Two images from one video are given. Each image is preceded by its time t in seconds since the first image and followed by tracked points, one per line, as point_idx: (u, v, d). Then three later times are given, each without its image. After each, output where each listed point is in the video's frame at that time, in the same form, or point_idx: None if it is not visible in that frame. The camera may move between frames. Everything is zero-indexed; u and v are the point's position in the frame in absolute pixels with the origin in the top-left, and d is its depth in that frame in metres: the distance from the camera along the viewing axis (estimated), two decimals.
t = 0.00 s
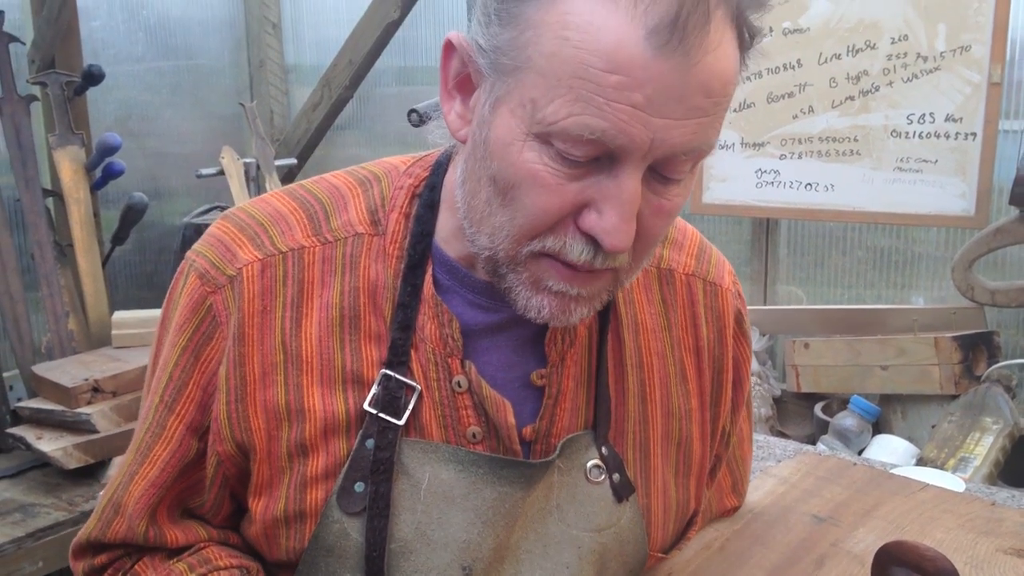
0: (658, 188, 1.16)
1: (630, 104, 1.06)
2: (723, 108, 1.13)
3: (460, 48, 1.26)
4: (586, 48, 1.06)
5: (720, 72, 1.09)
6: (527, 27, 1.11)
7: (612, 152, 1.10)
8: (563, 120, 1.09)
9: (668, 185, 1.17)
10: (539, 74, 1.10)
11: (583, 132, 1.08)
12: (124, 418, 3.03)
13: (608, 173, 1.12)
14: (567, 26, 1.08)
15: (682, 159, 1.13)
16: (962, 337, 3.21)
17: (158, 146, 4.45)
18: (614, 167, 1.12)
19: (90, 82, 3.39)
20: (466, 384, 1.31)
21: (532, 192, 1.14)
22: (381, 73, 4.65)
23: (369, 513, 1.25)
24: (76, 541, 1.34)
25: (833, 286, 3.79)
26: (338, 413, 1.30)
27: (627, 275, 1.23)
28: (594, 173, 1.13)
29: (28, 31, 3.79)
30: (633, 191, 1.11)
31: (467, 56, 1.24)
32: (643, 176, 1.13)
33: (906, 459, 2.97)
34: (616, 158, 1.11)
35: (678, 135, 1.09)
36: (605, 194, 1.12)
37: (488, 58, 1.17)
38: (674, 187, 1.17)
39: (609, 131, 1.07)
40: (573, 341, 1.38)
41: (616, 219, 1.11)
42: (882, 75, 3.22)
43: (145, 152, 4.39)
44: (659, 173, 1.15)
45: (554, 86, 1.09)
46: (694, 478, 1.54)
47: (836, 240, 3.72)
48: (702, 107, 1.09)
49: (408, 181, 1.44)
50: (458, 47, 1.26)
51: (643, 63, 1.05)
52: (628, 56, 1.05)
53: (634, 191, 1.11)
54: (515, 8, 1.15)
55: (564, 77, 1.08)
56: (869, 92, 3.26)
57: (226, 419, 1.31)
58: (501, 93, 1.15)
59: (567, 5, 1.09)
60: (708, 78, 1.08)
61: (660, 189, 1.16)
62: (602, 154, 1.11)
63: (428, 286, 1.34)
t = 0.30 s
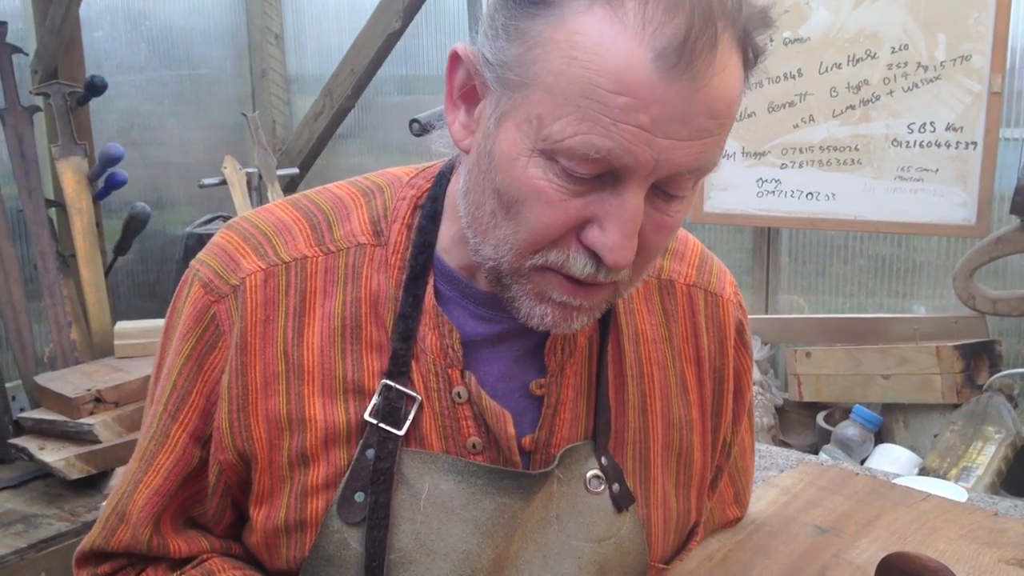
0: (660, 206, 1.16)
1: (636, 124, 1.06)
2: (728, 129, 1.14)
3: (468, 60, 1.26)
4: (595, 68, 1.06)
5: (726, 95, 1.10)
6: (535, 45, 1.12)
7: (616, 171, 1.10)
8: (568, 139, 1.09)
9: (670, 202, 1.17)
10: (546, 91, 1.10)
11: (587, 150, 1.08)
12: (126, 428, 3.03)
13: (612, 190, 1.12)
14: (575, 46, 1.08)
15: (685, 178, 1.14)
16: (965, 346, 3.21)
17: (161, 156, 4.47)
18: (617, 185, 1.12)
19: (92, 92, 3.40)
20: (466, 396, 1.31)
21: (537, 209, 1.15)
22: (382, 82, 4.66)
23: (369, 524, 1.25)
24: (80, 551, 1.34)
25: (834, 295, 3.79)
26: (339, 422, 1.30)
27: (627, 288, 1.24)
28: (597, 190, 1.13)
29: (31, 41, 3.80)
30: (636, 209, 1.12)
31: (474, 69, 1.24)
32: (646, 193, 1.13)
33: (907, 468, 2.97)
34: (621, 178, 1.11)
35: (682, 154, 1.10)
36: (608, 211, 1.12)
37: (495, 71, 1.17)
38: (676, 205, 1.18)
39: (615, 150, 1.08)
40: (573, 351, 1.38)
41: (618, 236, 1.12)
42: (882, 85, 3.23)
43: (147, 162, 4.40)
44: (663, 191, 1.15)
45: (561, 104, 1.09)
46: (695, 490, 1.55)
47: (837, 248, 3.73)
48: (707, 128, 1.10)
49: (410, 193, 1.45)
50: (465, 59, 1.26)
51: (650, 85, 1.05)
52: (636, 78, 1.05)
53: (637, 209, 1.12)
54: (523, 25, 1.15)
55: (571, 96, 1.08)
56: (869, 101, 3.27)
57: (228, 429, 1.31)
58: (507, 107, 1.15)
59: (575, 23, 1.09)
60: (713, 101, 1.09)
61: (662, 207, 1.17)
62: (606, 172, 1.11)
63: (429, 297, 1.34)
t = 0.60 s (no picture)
0: (658, 217, 1.17)
1: (634, 136, 1.07)
2: (725, 141, 1.14)
3: (469, 73, 1.26)
4: (593, 80, 1.07)
5: (722, 107, 1.11)
6: (535, 57, 1.13)
7: (615, 182, 1.11)
8: (567, 150, 1.10)
9: (668, 215, 1.18)
10: (546, 103, 1.11)
11: (586, 161, 1.09)
12: (125, 440, 3.03)
13: (609, 202, 1.13)
14: (574, 58, 1.09)
15: (684, 189, 1.14)
16: (963, 356, 3.20)
17: (161, 169, 4.48)
18: (616, 197, 1.12)
19: (93, 105, 3.41)
20: (464, 408, 1.31)
21: (534, 220, 1.15)
22: (382, 95, 4.68)
23: (367, 536, 1.25)
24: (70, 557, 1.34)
25: (833, 306, 3.79)
26: (338, 435, 1.30)
27: (624, 301, 1.24)
28: (596, 201, 1.14)
29: (31, 55, 3.82)
30: (633, 221, 1.12)
31: (476, 80, 1.24)
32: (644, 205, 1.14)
33: (907, 479, 2.97)
34: (619, 190, 1.12)
35: (681, 167, 1.10)
36: (606, 222, 1.13)
37: (494, 83, 1.18)
38: (673, 217, 1.18)
39: (613, 161, 1.08)
40: (572, 363, 1.38)
41: (616, 247, 1.12)
42: (880, 97, 3.24)
43: (147, 174, 4.41)
44: (660, 204, 1.16)
45: (560, 116, 1.09)
46: (694, 502, 1.54)
47: (835, 259, 3.73)
48: (704, 141, 1.11)
49: (410, 207, 1.45)
50: (466, 71, 1.27)
51: (648, 98, 1.06)
52: (635, 90, 1.06)
53: (635, 221, 1.12)
54: (524, 37, 1.16)
55: (570, 107, 1.09)
56: (867, 113, 3.28)
57: (225, 439, 1.31)
58: (506, 119, 1.16)
59: (575, 36, 1.10)
60: (711, 113, 1.09)
61: (660, 218, 1.17)
62: (605, 183, 1.12)
63: (428, 309, 1.34)
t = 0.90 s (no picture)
0: (635, 175, 1.19)
1: (595, 79, 1.11)
2: (693, 90, 1.18)
3: (445, 60, 1.34)
4: (551, 31, 1.13)
5: (685, 52, 1.15)
6: (499, 22, 1.19)
7: (585, 133, 1.15)
8: (533, 101, 1.15)
9: (645, 175, 1.20)
10: (510, 63, 1.17)
11: (552, 106, 1.14)
12: (124, 445, 3.03)
13: (584, 158, 1.16)
14: (533, 16, 1.15)
15: (659, 137, 1.17)
16: (962, 364, 3.22)
17: (160, 174, 4.49)
18: (589, 151, 1.16)
19: (93, 110, 3.42)
20: (464, 411, 1.31)
21: (510, 184, 1.19)
22: (382, 100, 4.69)
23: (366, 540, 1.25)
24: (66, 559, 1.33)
25: (832, 312, 3.79)
26: (338, 437, 1.30)
27: (617, 273, 1.24)
28: (569, 161, 1.17)
29: (31, 60, 3.82)
30: (607, 173, 1.14)
31: (451, 66, 1.32)
32: (619, 159, 1.17)
33: (906, 485, 2.97)
34: (590, 142, 1.15)
35: (649, 111, 1.14)
36: (581, 178, 1.15)
37: (467, 61, 1.26)
38: (655, 176, 1.20)
39: (578, 104, 1.12)
40: (570, 367, 1.39)
41: (593, 202, 1.15)
42: (879, 103, 3.24)
43: (146, 179, 4.42)
44: (637, 158, 1.19)
45: (523, 70, 1.15)
46: (692, 508, 1.54)
47: (835, 265, 3.74)
48: (670, 85, 1.15)
49: (409, 211, 1.46)
50: (444, 59, 1.34)
51: (604, 42, 1.11)
52: (593, 38, 1.11)
53: (610, 174, 1.14)
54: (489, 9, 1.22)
55: (533, 59, 1.14)
56: (867, 119, 3.28)
57: (225, 440, 1.31)
58: (478, 91, 1.23)
59: None
60: (672, 58, 1.14)
61: (641, 177, 1.20)
62: (573, 135, 1.16)
63: (428, 312, 1.34)
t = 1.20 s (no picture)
0: (611, 147, 1.23)
1: (565, 52, 1.17)
2: (661, 58, 1.23)
3: (428, 57, 1.37)
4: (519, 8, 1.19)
5: (652, 21, 1.20)
6: (471, 8, 1.24)
7: (562, 107, 1.20)
8: (509, 80, 1.20)
9: (621, 145, 1.24)
10: (484, 45, 1.22)
11: (528, 84, 1.19)
12: (123, 449, 3.02)
13: (561, 133, 1.21)
14: None
15: (629, 109, 1.22)
16: (962, 367, 3.21)
17: (160, 177, 4.49)
18: (566, 125, 1.21)
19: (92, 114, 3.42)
20: (463, 406, 1.32)
21: (492, 164, 1.22)
22: (381, 103, 4.69)
23: (366, 533, 1.26)
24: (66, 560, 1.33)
25: (832, 316, 3.79)
26: (338, 433, 1.30)
27: (607, 251, 1.27)
28: (547, 137, 1.21)
29: (31, 63, 3.82)
30: (584, 144, 1.19)
31: (435, 62, 1.35)
32: (595, 131, 1.22)
33: (906, 488, 2.97)
34: (568, 115, 1.20)
35: (619, 81, 1.19)
36: (560, 152, 1.20)
37: (446, 53, 1.30)
38: (634, 148, 1.25)
39: (553, 80, 1.17)
40: (567, 363, 1.39)
41: (574, 174, 1.18)
42: (879, 106, 3.24)
43: (146, 183, 4.42)
44: (614, 128, 1.23)
45: (497, 51, 1.20)
46: (689, 505, 1.53)
47: (834, 268, 3.74)
48: (637, 53, 1.20)
49: (406, 210, 1.47)
50: (427, 56, 1.37)
51: (569, 15, 1.16)
52: (557, 12, 1.16)
53: (586, 145, 1.19)
54: None
55: (504, 40, 1.20)
56: (866, 123, 3.28)
57: (225, 437, 1.31)
58: (458, 80, 1.27)
59: None
60: (636, 25, 1.18)
61: (619, 149, 1.24)
62: (550, 109, 1.20)
63: (426, 308, 1.35)
